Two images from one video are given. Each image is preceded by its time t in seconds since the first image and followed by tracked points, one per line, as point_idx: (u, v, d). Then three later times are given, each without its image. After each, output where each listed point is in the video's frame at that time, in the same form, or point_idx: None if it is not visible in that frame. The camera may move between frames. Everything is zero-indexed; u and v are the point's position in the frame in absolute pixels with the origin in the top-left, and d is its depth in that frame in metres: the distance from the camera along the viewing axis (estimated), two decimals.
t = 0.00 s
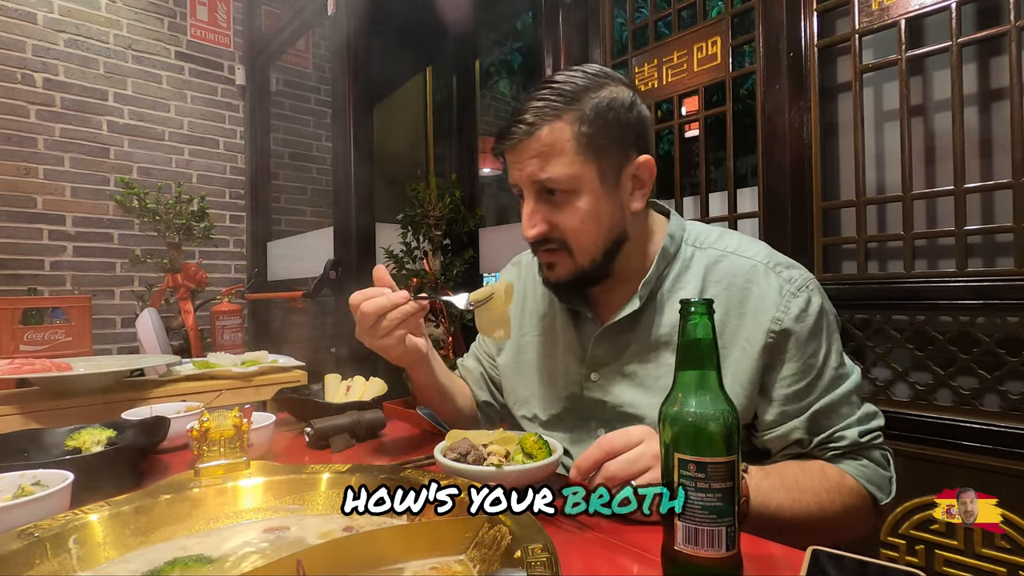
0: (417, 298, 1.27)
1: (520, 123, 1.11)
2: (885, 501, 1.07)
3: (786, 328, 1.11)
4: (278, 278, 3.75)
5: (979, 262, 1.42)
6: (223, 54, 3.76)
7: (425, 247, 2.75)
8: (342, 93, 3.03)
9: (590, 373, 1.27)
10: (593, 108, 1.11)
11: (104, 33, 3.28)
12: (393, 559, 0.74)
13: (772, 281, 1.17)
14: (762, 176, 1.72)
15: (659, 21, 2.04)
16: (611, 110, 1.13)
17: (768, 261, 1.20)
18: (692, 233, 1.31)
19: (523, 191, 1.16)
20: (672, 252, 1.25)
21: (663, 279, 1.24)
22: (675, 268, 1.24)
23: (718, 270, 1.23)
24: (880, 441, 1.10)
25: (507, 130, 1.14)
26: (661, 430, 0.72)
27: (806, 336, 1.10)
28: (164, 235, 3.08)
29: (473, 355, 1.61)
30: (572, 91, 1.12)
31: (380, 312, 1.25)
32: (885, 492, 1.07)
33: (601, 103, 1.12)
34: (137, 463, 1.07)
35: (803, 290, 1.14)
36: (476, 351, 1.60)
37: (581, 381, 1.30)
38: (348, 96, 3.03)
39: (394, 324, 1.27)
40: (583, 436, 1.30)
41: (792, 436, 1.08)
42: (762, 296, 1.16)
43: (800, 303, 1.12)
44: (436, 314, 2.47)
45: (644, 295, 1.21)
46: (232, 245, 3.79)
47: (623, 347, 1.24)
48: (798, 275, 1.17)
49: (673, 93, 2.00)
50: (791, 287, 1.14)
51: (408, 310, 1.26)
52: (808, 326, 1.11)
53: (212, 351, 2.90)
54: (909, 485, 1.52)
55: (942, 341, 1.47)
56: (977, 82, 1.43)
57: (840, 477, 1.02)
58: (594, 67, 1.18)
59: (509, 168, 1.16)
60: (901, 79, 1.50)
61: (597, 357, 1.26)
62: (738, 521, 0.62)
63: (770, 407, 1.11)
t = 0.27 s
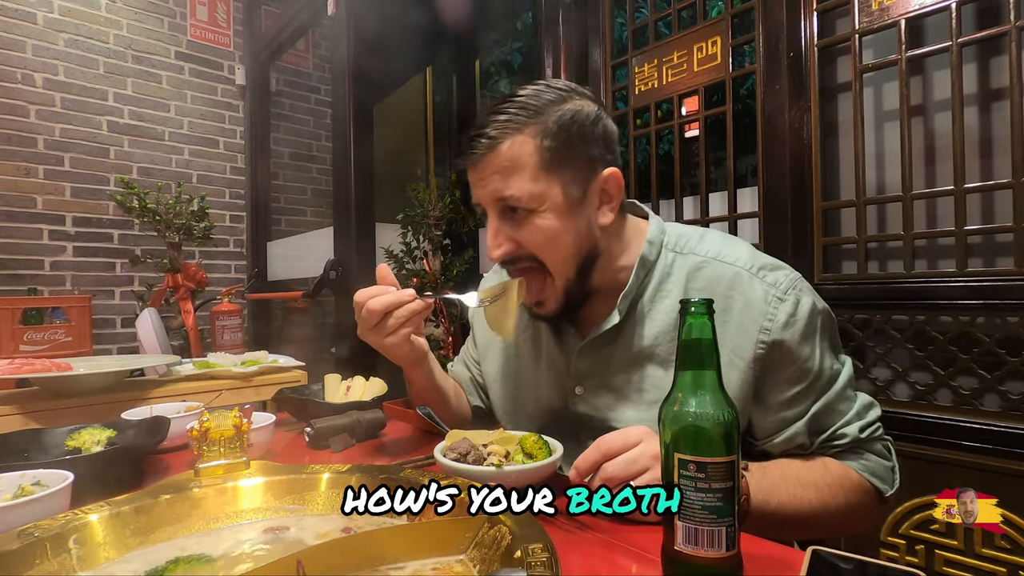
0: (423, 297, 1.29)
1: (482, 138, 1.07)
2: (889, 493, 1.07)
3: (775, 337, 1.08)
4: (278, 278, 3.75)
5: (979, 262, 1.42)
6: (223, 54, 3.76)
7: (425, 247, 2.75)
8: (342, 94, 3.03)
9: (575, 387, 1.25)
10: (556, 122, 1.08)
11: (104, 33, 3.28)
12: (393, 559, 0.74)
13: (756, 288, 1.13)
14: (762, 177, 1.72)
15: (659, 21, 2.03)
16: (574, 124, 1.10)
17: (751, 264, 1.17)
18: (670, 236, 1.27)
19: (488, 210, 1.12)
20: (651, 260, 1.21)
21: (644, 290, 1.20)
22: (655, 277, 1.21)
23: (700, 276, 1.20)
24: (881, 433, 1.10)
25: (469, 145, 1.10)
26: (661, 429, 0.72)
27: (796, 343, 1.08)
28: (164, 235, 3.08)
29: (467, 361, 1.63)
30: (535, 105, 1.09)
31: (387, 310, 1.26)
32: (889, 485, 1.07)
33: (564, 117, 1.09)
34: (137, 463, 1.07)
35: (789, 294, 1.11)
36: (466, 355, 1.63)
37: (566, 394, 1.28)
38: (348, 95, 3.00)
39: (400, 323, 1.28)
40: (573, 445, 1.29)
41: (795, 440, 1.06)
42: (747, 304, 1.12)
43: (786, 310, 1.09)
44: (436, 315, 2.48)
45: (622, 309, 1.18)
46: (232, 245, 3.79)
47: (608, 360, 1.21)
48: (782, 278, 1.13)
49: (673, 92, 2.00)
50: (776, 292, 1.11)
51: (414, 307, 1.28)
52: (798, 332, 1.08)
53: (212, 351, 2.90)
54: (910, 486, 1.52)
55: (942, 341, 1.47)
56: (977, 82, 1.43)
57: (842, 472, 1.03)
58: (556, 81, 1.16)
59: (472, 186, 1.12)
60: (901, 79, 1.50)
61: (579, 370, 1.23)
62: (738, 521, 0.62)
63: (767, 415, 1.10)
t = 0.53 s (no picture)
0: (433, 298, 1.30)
1: (443, 173, 1.02)
2: (891, 493, 1.07)
3: (772, 348, 1.06)
4: (278, 278, 3.75)
5: (979, 262, 1.42)
6: (223, 54, 3.76)
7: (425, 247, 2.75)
8: (342, 94, 3.03)
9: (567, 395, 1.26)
10: (518, 148, 1.01)
11: (104, 33, 3.28)
12: (393, 559, 0.74)
13: (752, 296, 1.11)
14: (762, 177, 1.72)
15: (659, 21, 2.03)
16: (539, 147, 1.03)
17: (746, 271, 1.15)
18: (663, 241, 1.25)
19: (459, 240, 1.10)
20: (644, 266, 1.19)
21: (636, 297, 1.19)
22: (648, 284, 1.19)
23: (694, 283, 1.18)
24: (882, 433, 1.10)
25: (434, 175, 1.05)
26: (661, 429, 0.72)
27: (794, 353, 1.06)
28: (164, 235, 3.08)
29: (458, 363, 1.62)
30: (496, 130, 1.02)
31: (398, 310, 1.27)
32: (890, 485, 1.07)
33: (528, 141, 1.02)
34: (136, 463, 1.07)
35: (785, 303, 1.09)
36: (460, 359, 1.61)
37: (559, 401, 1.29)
38: (348, 96, 3.00)
39: (409, 323, 1.29)
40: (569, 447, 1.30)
41: (797, 446, 1.05)
42: (742, 313, 1.10)
43: (784, 319, 1.07)
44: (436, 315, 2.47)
45: (612, 317, 1.17)
46: (232, 245, 3.79)
47: (602, 367, 1.21)
48: (780, 285, 1.12)
49: (673, 92, 2.00)
50: (774, 301, 1.09)
51: (425, 308, 1.29)
52: (796, 341, 1.06)
53: (212, 351, 2.90)
54: (909, 486, 1.52)
55: (942, 341, 1.47)
56: (977, 82, 1.43)
57: (844, 473, 1.03)
58: (520, 92, 1.07)
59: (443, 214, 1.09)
60: (901, 79, 1.50)
61: (571, 378, 1.24)
62: (738, 521, 0.62)
63: (766, 425, 1.09)
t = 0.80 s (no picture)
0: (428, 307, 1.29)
1: (441, 194, 1.02)
2: (893, 497, 1.07)
3: (777, 351, 1.06)
4: (278, 278, 3.75)
5: (979, 262, 1.42)
6: (223, 54, 3.76)
7: (425, 247, 2.75)
8: (342, 95, 3.03)
9: (567, 398, 1.25)
10: (513, 164, 1.00)
11: (104, 33, 3.28)
12: (393, 559, 0.74)
13: (755, 299, 1.11)
14: (762, 177, 1.72)
15: (659, 21, 2.03)
16: (535, 156, 1.02)
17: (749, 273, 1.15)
18: (666, 243, 1.25)
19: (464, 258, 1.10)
20: (646, 269, 1.19)
21: (638, 299, 1.19)
22: (650, 287, 1.19)
23: (697, 285, 1.17)
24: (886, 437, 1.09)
25: (430, 196, 1.04)
26: (661, 429, 0.72)
27: (798, 356, 1.06)
28: (164, 235, 3.09)
29: (460, 363, 1.63)
30: (489, 144, 1.01)
31: (392, 319, 1.26)
32: (893, 489, 1.07)
33: (523, 151, 1.02)
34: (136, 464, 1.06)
35: (789, 306, 1.08)
36: (460, 360, 1.63)
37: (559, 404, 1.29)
38: (348, 96, 3.01)
39: (403, 332, 1.28)
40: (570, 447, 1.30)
41: (799, 448, 1.06)
42: (745, 316, 1.10)
43: (788, 323, 1.07)
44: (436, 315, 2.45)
45: (615, 320, 1.17)
46: (232, 245, 3.79)
47: (603, 370, 1.20)
48: (784, 289, 1.12)
49: (673, 93, 2.00)
50: (778, 304, 1.09)
51: (418, 317, 1.28)
52: (800, 344, 1.06)
53: (212, 351, 2.90)
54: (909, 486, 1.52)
55: (941, 341, 1.47)
56: (977, 82, 1.43)
57: (846, 476, 1.03)
58: (508, 105, 1.06)
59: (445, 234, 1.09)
60: (901, 79, 1.50)
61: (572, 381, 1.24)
62: (738, 521, 0.62)
63: (770, 428, 1.09)
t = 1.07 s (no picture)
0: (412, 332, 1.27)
1: (438, 211, 0.97)
2: (897, 493, 1.07)
3: (781, 353, 1.06)
4: (278, 278, 3.74)
5: (979, 262, 1.42)
6: (223, 54, 3.76)
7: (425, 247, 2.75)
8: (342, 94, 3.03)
9: (566, 400, 1.24)
10: (511, 172, 0.97)
11: (104, 33, 3.28)
12: (393, 559, 0.74)
13: (759, 299, 1.11)
14: (762, 177, 1.72)
15: (659, 21, 2.03)
16: (531, 162, 1.00)
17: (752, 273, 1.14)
18: (666, 242, 1.24)
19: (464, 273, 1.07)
20: (647, 268, 1.18)
21: (639, 299, 1.18)
22: (651, 286, 1.18)
23: (699, 285, 1.17)
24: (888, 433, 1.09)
25: (425, 214, 1.00)
26: (661, 430, 0.72)
27: (802, 357, 1.05)
28: (164, 235, 3.09)
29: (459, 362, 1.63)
30: (483, 154, 0.97)
31: (375, 347, 1.24)
32: (896, 485, 1.07)
33: (519, 158, 0.99)
34: (136, 463, 1.07)
35: (792, 307, 1.08)
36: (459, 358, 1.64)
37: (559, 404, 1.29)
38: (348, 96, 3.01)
39: (388, 359, 1.26)
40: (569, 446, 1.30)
41: (802, 447, 1.06)
42: (748, 317, 1.10)
43: (792, 324, 1.07)
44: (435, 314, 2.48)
45: (616, 322, 1.16)
46: (232, 245, 3.79)
47: (603, 370, 1.20)
48: (787, 288, 1.12)
49: (673, 93, 2.00)
50: (781, 304, 1.09)
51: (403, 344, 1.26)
52: (803, 345, 1.06)
53: (212, 351, 2.90)
54: (909, 486, 1.52)
55: (941, 341, 1.47)
56: (977, 82, 1.43)
57: (849, 474, 1.03)
58: (496, 111, 1.02)
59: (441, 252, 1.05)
60: (901, 80, 1.50)
61: (571, 382, 1.23)
62: (738, 521, 0.62)
63: (771, 428, 1.09)
